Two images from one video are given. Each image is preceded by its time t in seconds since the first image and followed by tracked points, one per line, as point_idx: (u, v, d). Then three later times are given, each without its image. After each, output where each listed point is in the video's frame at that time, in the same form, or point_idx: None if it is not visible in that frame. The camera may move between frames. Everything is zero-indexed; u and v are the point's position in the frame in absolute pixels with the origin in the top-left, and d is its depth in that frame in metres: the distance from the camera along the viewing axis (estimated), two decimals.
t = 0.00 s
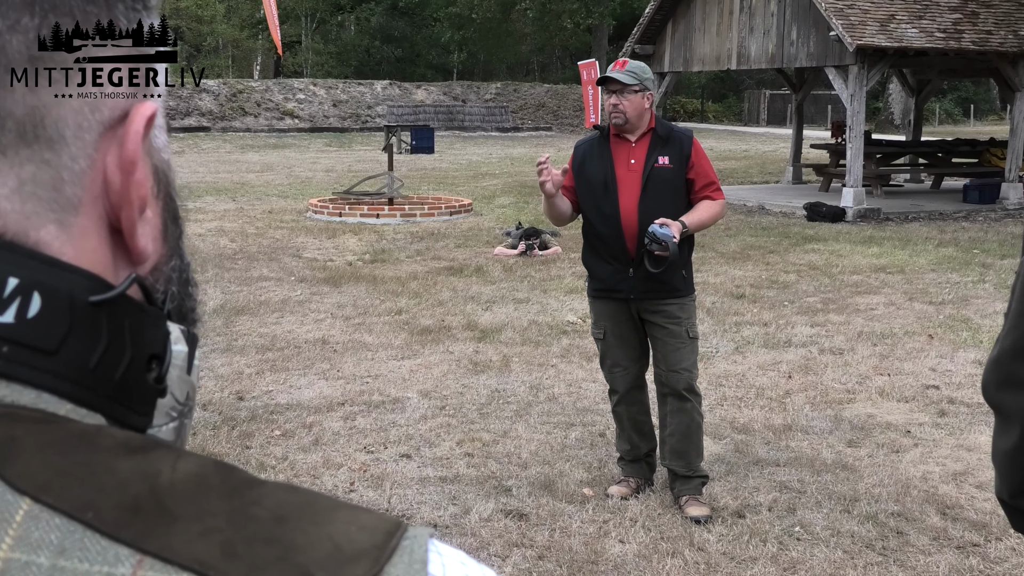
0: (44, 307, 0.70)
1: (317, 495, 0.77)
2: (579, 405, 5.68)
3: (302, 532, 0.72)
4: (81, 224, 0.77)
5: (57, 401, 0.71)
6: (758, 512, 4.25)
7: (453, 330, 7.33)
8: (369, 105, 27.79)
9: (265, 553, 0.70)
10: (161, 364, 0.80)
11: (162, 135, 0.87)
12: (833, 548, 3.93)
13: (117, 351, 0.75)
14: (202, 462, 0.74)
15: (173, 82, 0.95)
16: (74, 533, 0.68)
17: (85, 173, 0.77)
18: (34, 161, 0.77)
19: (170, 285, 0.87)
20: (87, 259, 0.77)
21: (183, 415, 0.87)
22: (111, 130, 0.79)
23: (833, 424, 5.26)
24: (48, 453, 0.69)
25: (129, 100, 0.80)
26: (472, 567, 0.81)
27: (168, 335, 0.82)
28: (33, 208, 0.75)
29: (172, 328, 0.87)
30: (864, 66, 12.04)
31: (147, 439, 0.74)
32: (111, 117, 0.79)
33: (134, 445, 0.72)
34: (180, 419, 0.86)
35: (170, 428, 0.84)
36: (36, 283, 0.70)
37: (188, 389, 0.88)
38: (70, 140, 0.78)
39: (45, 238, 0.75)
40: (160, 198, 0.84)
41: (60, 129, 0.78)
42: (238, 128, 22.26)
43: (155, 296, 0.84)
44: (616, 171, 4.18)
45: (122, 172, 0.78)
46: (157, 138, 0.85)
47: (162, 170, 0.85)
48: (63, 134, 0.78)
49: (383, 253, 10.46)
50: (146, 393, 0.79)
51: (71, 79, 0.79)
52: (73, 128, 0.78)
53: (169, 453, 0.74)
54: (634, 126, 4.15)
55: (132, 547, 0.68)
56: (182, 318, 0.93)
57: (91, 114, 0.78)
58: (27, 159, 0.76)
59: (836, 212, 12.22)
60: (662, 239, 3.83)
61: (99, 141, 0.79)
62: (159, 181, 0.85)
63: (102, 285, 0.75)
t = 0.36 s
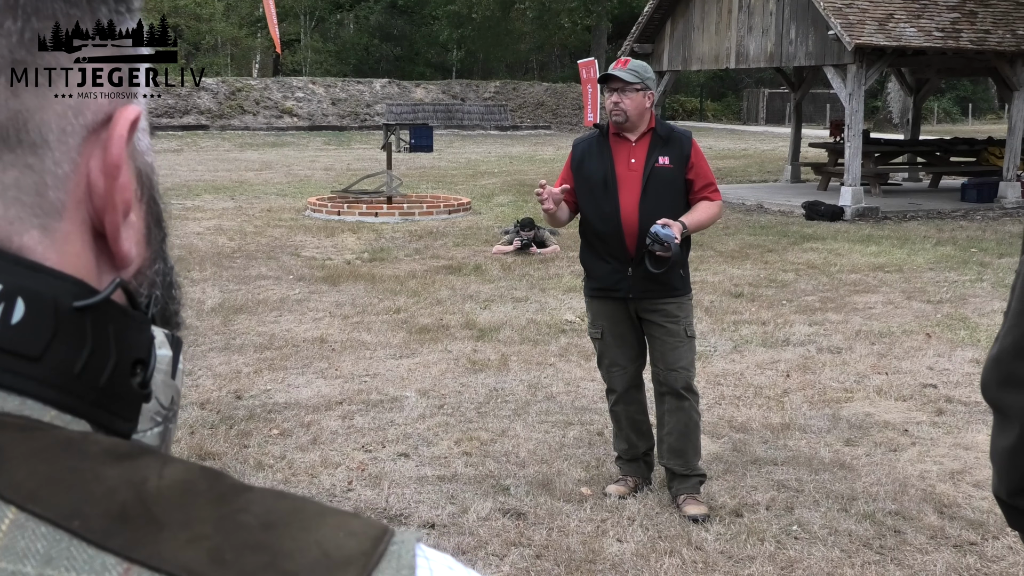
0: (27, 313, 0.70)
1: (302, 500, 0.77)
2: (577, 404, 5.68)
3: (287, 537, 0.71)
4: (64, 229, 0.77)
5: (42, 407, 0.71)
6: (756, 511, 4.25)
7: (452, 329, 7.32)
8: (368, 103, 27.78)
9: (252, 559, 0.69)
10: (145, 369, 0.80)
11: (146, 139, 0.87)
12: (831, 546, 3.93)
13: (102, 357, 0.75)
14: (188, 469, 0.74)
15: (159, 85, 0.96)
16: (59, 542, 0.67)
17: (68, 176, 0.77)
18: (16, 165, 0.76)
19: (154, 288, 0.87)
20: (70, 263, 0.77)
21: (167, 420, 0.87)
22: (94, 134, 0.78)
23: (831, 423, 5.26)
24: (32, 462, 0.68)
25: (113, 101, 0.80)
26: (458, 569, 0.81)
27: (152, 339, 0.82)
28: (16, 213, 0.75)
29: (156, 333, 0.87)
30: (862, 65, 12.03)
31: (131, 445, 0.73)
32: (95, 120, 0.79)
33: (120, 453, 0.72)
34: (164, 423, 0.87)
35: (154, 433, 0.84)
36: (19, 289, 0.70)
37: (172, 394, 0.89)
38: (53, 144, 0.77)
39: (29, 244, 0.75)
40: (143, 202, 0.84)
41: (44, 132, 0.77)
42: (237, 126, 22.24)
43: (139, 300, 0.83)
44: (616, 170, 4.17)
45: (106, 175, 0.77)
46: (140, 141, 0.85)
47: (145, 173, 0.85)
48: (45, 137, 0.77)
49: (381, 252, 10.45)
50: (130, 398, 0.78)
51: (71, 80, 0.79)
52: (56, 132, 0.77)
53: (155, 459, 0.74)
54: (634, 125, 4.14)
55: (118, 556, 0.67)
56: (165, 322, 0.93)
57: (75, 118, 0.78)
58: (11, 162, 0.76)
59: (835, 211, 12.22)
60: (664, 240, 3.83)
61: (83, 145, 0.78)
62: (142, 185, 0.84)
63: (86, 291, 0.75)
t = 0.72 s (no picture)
0: (25, 313, 0.69)
1: (302, 502, 0.76)
2: (575, 402, 5.68)
3: (285, 541, 0.71)
4: (61, 230, 0.76)
5: (40, 407, 0.70)
6: (752, 509, 4.25)
7: (449, 327, 7.31)
8: (365, 101, 27.74)
9: (251, 562, 0.69)
10: (145, 368, 0.79)
11: (144, 138, 0.86)
12: (827, 545, 3.93)
13: (99, 357, 0.74)
14: (187, 469, 0.74)
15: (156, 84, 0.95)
16: (56, 544, 0.67)
17: (66, 175, 0.76)
18: (13, 164, 0.75)
19: (153, 287, 0.86)
20: (68, 263, 0.76)
21: (166, 420, 0.86)
22: (92, 131, 0.78)
23: (827, 422, 5.26)
24: (30, 464, 0.68)
25: (112, 100, 0.80)
26: (455, 570, 0.81)
27: (151, 339, 0.81)
28: (12, 214, 0.74)
29: (155, 332, 0.87)
30: (859, 64, 12.01)
31: (130, 446, 0.73)
32: (92, 119, 0.78)
33: (118, 455, 0.71)
34: (164, 423, 0.86)
35: (154, 433, 0.84)
36: (16, 289, 0.69)
37: (172, 393, 0.88)
38: (51, 143, 0.76)
39: (26, 244, 0.74)
40: (141, 201, 0.84)
41: (40, 131, 0.76)
42: (234, 124, 22.20)
43: (138, 299, 0.83)
44: (614, 168, 4.17)
45: (103, 174, 0.77)
46: (140, 139, 0.85)
47: (144, 171, 0.84)
48: (42, 136, 0.76)
49: (378, 250, 10.45)
50: (129, 399, 0.78)
51: (73, 81, 0.78)
52: (54, 131, 0.77)
53: (154, 459, 0.73)
54: (632, 124, 4.14)
55: (116, 558, 0.67)
56: (166, 320, 0.92)
57: (72, 117, 0.77)
58: (8, 161, 0.75)
59: (832, 210, 12.23)
60: (660, 236, 3.81)
61: (81, 144, 0.77)
62: (141, 183, 0.84)
63: (84, 290, 0.74)
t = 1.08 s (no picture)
0: (20, 302, 0.69)
1: (298, 493, 0.76)
2: (573, 401, 5.68)
3: (281, 533, 0.71)
4: (57, 216, 0.75)
5: (35, 397, 0.69)
6: (750, 508, 4.24)
7: (447, 325, 7.31)
8: (364, 99, 27.72)
9: (246, 553, 0.68)
10: (141, 357, 0.79)
11: (140, 121, 0.86)
12: (825, 544, 3.93)
13: (96, 347, 0.74)
14: (183, 460, 0.73)
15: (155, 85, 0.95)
16: (51, 535, 0.66)
17: (62, 163, 0.75)
18: (8, 151, 0.74)
19: (150, 274, 0.86)
20: (64, 251, 0.75)
21: (164, 407, 0.86)
22: (89, 119, 0.77)
23: (825, 421, 5.26)
24: (25, 451, 0.67)
25: (111, 93, 0.79)
26: (453, 564, 0.81)
27: (148, 327, 0.81)
28: (9, 201, 0.73)
29: (152, 319, 0.86)
30: (858, 63, 11.99)
31: (126, 437, 0.72)
32: (89, 105, 0.77)
33: (113, 445, 0.70)
34: (162, 410, 0.85)
35: (150, 420, 0.83)
36: (11, 278, 0.69)
37: (170, 379, 0.88)
38: (47, 130, 0.75)
39: (22, 231, 0.73)
40: (139, 190, 0.83)
41: (37, 120, 0.75)
42: (233, 122, 22.19)
43: (134, 285, 0.82)
44: (612, 166, 4.16)
45: (99, 160, 0.76)
46: (137, 127, 0.84)
47: (142, 161, 0.84)
48: (38, 123, 0.75)
49: (377, 249, 10.44)
50: (126, 386, 0.77)
51: (69, 77, 0.77)
52: (48, 118, 0.75)
53: (150, 451, 0.73)
54: (632, 123, 4.13)
55: (110, 550, 0.66)
56: (163, 307, 0.92)
57: (70, 107, 0.76)
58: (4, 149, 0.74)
59: (830, 209, 12.23)
60: (657, 235, 3.81)
61: (77, 132, 0.77)
62: (138, 171, 0.83)
63: (80, 278, 0.74)
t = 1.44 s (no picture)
0: (37, 305, 0.68)
1: (310, 495, 0.75)
2: (572, 401, 5.68)
3: (294, 533, 0.70)
4: (74, 220, 0.74)
5: (51, 399, 0.69)
6: (750, 509, 4.24)
7: (446, 325, 7.31)
8: (364, 99, 27.73)
9: (260, 554, 0.68)
10: (155, 360, 0.78)
11: (155, 129, 0.85)
12: (825, 545, 3.92)
13: (110, 349, 0.73)
14: (196, 462, 0.72)
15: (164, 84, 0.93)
16: (68, 533, 0.66)
17: (78, 169, 0.75)
18: (27, 157, 0.74)
19: (165, 278, 0.85)
20: (81, 255, 0.75)
21: (177, 409, 0.85)
22: (105, 124, 0.76)
23: (825, 422, 5.26)
24: (43, 451, 0.67)
25: (122, 97, 0.78)
26: (464, 566, 0.80)
27: (162, 330, 0.81)
28: (25, 203, 0.73)
29: (165, 322, 0.85)
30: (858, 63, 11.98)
31: (140, 438, 0.72)
32: (106, 110, 0.76)
33: (128, 446, 0.70)
34: (174, 414, 0.84)
35: (164, 422, 0.82)
36: (28, 281, 0.68)
37: (182, 382, 0.87)
38: (63, 135, 0.75)
39: (38, 235, 0.73)
40: (153, 192, 0.82)
41: (52, 124, 0.75)
42: (233, 122, 22.20)
43: (150, 290, 0.82)
44: (613, 166, 4.16)
45: (115, 165, 0.75)
46: (150, 130, 0.83)
47: (156, 163, 0.83)
48: (55, 128, 0.75)
49: (376, 248, 10.43)
50: (139, 388, 0.77)
51: (72, 80, 0.76)
52: (66, 123, 0.75)
53: (164, 452, 0.72)
54: (634, 124, 4.12)
55: (126, 548, 0.66)
56: (177, 310, 0.91)
57: (84, 111, 0.75)
58: (20, 155, 0.74)
59: (830, 210, 12.23)
60: (659, 236, 3.80)
61: (93, 136, 0.76)
62: (152, 174, 0.83)
63: (96, 282, 0.73)
